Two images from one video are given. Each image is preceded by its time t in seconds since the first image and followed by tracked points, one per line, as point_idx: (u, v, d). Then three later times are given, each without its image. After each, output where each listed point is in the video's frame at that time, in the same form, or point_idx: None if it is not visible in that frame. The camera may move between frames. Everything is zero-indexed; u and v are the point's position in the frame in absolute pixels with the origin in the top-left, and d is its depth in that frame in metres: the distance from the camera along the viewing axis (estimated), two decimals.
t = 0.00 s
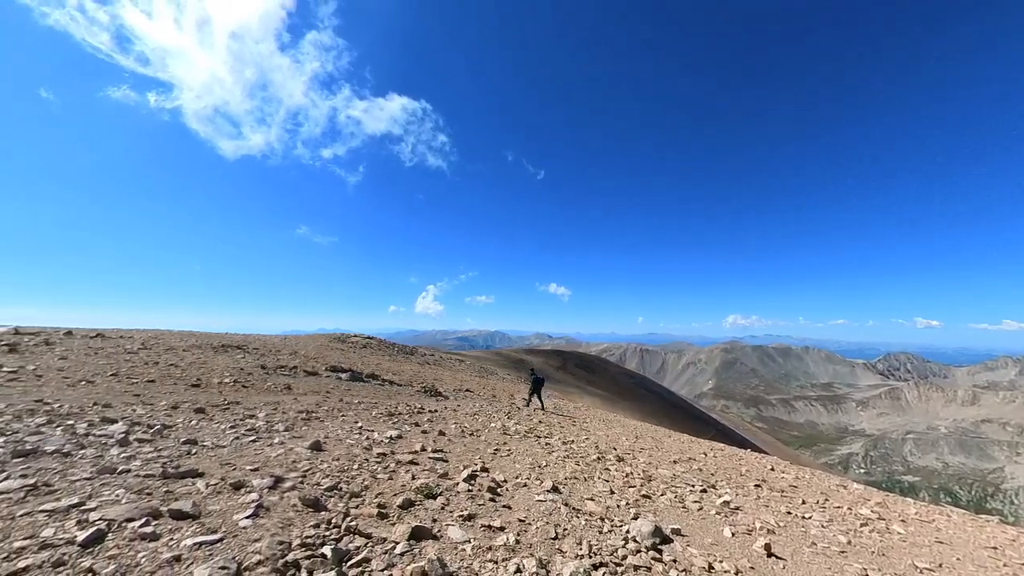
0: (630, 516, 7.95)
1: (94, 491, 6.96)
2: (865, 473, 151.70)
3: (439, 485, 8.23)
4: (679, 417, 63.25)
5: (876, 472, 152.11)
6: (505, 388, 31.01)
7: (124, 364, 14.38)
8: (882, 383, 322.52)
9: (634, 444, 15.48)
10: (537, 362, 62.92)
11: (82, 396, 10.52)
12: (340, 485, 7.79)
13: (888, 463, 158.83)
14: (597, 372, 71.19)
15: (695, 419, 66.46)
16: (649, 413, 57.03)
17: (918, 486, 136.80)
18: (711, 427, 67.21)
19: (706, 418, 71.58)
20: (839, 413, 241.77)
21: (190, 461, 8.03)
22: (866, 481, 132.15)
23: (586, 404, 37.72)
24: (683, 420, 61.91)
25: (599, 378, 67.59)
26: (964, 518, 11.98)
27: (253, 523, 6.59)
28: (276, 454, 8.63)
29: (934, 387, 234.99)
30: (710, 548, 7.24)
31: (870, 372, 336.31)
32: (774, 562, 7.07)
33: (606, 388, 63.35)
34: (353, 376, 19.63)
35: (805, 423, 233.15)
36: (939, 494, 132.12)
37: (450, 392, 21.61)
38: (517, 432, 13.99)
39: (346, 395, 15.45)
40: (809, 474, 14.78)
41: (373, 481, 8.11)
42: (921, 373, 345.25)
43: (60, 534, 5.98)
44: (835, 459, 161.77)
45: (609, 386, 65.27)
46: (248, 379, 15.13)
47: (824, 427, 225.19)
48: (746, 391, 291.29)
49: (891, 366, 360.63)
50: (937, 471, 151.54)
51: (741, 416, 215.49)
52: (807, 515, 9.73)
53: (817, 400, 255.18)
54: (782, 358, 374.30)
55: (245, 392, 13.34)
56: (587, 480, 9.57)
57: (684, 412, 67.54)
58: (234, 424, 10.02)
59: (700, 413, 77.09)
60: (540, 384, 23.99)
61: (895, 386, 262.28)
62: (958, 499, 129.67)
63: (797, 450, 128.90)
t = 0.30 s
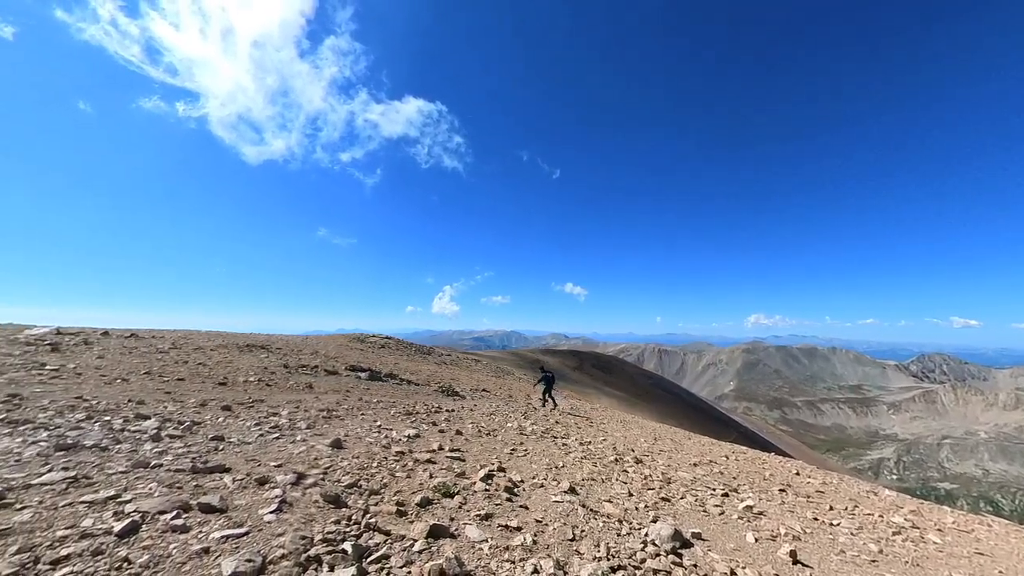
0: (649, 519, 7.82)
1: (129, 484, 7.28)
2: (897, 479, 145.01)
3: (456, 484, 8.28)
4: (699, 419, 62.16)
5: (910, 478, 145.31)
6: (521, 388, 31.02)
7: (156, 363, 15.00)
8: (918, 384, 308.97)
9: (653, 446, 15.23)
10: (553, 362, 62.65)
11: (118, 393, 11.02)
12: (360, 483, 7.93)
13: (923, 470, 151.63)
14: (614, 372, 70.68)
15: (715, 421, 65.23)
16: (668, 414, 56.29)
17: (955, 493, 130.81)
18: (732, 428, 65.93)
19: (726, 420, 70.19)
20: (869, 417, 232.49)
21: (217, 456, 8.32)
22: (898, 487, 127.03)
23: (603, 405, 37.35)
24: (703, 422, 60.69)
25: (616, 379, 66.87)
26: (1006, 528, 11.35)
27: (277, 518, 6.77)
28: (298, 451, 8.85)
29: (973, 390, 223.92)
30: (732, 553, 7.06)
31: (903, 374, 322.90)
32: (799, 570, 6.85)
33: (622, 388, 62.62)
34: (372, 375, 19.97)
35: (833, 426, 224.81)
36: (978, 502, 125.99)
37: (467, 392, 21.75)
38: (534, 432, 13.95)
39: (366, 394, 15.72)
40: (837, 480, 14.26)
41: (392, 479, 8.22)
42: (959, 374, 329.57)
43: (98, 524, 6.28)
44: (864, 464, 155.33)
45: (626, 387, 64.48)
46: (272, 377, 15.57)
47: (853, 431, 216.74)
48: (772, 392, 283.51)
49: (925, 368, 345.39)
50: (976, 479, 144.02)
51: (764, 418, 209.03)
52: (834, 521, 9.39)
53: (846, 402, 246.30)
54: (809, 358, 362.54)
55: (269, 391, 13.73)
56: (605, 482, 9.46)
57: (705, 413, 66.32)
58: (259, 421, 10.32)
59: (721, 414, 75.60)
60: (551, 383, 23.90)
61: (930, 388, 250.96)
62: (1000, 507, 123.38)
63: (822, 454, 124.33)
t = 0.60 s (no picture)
0: (669, 523, 7.68)
1: (161, 478, 7.58)
2: (933, 486, 138.46)
3: (473, 483, 8.32)
4: (721, 421, 60.86)
5: (946, 485, 138.61)
6: (537, 388, 30.95)
7: (185, 361, 15.58)
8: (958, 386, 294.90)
9: (672, 448, 14.96)
10: (569, 362, 62.35)
11: (150, 390, 11.48)
12: (379, 480, 8.05)
13: (961, 477, 144.44)
14: (632, 372, 69.94)
15: (736, 422, 63.83)
16: (687, 416, 55.35)
17: (997, 501, 124.29)
18: (754, 430, 64.35)
19: (748, 422, 68.59)
20: (902, 420, 223.07)
21: (243, 452, 8.58)
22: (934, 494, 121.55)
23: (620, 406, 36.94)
24: (723, 425, 59.43)
25: (633, 379, 66.09)
26: None
27: (299, 514, 6.93)
28: (320, 448, 9.05)
29: (1016, 394, 212.62)
30: (755, 560, 6.86)
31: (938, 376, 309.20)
32: None
33: (639, 389, 61.81)
34: (390, 374, 20.24)
35: (863, 429, 216.47)
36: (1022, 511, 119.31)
37: (483, 392, 21.83)
38: (551, 432, 13.87)
39: (384, 393, 15.93)
40: (867, 485, 13.71)
41: (410, 478, 8.31)
42: (1000, 377, 313.50)
43: (133, 516, 6.56)
44: (897, 469, 148.90)
45: (643, 388, 63.64)
46: (294, 376, 15.95)
47: (885, 435, 208.26)
48: (800, 394, 274.99)
49: (963, 370, 329.81)
50: (1019, 487, 136.52)
51: (789, 421, 202.58)
52: (865, 529, 9.02)
53: (877, 406, 237.05)
54: (838, 359, 350.34)
55: (291, 389, 14.08)
56: (622, 484, 9.34)
57: (726, 415, 64.93)
58: (282, 418, 10.61)
59: (743, 416, 73.88)
60: (564, 383, 23.78)
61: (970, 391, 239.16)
62: None
63: (848, 459, 120.08)
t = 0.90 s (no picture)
0: (689, 527, 7.52)
1: (190, 473, 7.85)
2: (971, 494, 131.90)
3: (490, 483, 8.33)
4: (742, 423, 59.56)
5: (987, 493, 131.88)
6: (553, 388, 30.89)
7: (213, 361, 16.10)
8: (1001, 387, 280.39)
9: (692, 450, 14.67)
10: (586, 363, 61.94)
11: (180, 388, 11.91)
12: (397, 478, 8.15)
13: (1003, 483, 137.42)
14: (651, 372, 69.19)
15: (759, 425, 62.41)
16: (708, 418, 54.39)
17: None
18: (778, 433, 62.78)
19: (771, 424, 66.97)
20: (938, 424, 213.69)
21: (267, 449, 8.81)
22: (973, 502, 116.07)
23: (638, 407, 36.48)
24: (744, 427, 58.08)
25: (652, 380, 65.16)
26: None
27: (321, 510, 7.07)
28: (340, 446, 9.22)
29: None
30: (780, 567, 6.66)
31: (978, 378, 295.03)
32: None
33: (658, 390, 60.88)
34: (408, 374, 20.47)
35: (896, 434, 208.07)
36: None
37: (500, 392, 21.89)
38: (567, 433, 13.78)
39: (402, 393, 16.11)
40: (899, 492, 13.17)
41: (427, 476, 8.38)
42: None
43: (165, 508, 6.82)
44: (932, 476, 142.42)
45: (662, 389, 62.69)
46: (315, 375, 16.30)
47: (919, 440, 199.69)
48: (829, 395, 266.17)
49: (1006, 371, 313.56)
50: None
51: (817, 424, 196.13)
52: (897, 538, 8.64)
53: (910, 410, 227.88)
54: (869, 360, 337.67)
55: (313, 388, 14.39)
56: (641, 487, 9.20)
57: (748, 417, 63.55)
58: (304, 417, 10.84)
59: (766, 418, 72.18)
60: (578, 383, 23.65)
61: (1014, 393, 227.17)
62: None
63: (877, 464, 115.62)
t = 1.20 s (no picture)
0: (707, 531, 7.37)
1: (215, 468, 8.08)
2: (1009, 502, 126.05)
3: (505, 483, 8.32)
4: (762, 426, 58.33)
5: None
6: (568, 388, 30.77)
7: (236, 360, 16.53)
8: None
9: (711, 452, 14.39)
10: (602, 363, 61.53)
11: (204, 386, 12.28)
12: (413, 477, 8.22)
13: None
14: (668, 373, 68.46)
15: (780, 427, 61.06)
16: (726, 419, 53.47)
17: None
18: (800, 436, 61.27)
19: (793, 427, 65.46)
20: (974, 427, 205.06)
21: (287, 446, 9.01)
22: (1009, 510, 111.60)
23: (655, 409, 35.97)
24: (764, 429, 56.84)
25: (669, 381, 64.28)
26: None
27: (339, 507, 7.19)
28: (357, 444, 9.36)
29: None
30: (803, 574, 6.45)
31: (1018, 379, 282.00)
32: None
33: (675, 391, 60.02)
34: (424, 374, 20.67)
35: (927, 437, 200.53)
36: None
37: (514, 392, 21.91)
38: (583, 434, 13.69)
39: (418, 392, 16.24)
40: (930, 499, 12.64)
41: (442, 476, 8.41)
42: None
43: (191, 503, 7.03)
44: (966, 483, 136.69)
45: (679, 390, 61.81)
46: (333, 375, 16.59)
47: (953, 444, 191.84)
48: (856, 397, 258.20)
49: None
50: None
51: (843, 426, 190.20)
52: (928, 546, 8.30)
53: (944, 413, 219.21)
54: (899, 361, 326.23)
55: (331, 387, 14.65)
56: (658, 489, 9.06)
57: (768, 419, 62.24)
58: (322, 415, 11.05)
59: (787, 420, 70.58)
60: (590, 383, 23.48)
61: None
62: None
63: (906, 469, 111.66)
